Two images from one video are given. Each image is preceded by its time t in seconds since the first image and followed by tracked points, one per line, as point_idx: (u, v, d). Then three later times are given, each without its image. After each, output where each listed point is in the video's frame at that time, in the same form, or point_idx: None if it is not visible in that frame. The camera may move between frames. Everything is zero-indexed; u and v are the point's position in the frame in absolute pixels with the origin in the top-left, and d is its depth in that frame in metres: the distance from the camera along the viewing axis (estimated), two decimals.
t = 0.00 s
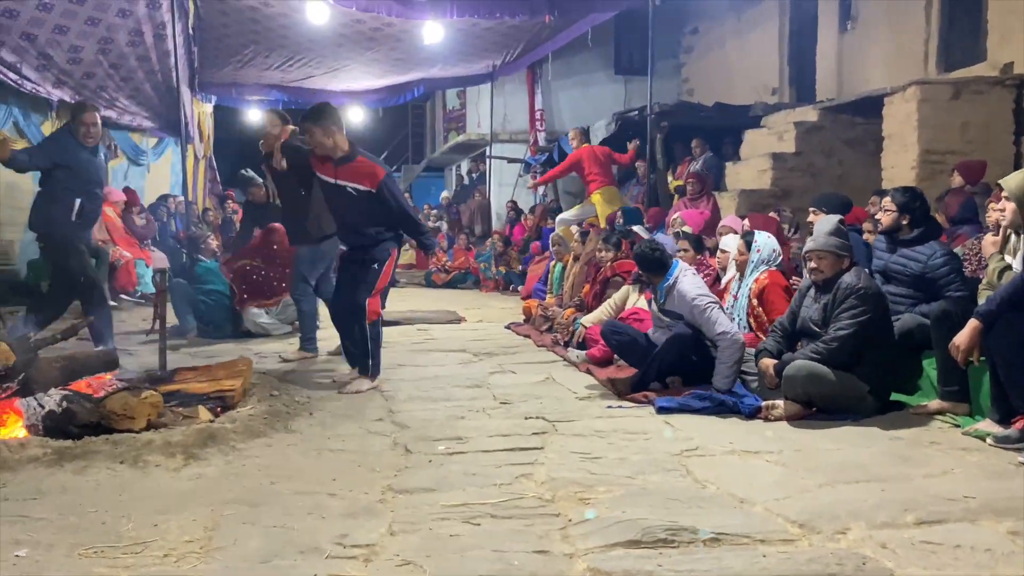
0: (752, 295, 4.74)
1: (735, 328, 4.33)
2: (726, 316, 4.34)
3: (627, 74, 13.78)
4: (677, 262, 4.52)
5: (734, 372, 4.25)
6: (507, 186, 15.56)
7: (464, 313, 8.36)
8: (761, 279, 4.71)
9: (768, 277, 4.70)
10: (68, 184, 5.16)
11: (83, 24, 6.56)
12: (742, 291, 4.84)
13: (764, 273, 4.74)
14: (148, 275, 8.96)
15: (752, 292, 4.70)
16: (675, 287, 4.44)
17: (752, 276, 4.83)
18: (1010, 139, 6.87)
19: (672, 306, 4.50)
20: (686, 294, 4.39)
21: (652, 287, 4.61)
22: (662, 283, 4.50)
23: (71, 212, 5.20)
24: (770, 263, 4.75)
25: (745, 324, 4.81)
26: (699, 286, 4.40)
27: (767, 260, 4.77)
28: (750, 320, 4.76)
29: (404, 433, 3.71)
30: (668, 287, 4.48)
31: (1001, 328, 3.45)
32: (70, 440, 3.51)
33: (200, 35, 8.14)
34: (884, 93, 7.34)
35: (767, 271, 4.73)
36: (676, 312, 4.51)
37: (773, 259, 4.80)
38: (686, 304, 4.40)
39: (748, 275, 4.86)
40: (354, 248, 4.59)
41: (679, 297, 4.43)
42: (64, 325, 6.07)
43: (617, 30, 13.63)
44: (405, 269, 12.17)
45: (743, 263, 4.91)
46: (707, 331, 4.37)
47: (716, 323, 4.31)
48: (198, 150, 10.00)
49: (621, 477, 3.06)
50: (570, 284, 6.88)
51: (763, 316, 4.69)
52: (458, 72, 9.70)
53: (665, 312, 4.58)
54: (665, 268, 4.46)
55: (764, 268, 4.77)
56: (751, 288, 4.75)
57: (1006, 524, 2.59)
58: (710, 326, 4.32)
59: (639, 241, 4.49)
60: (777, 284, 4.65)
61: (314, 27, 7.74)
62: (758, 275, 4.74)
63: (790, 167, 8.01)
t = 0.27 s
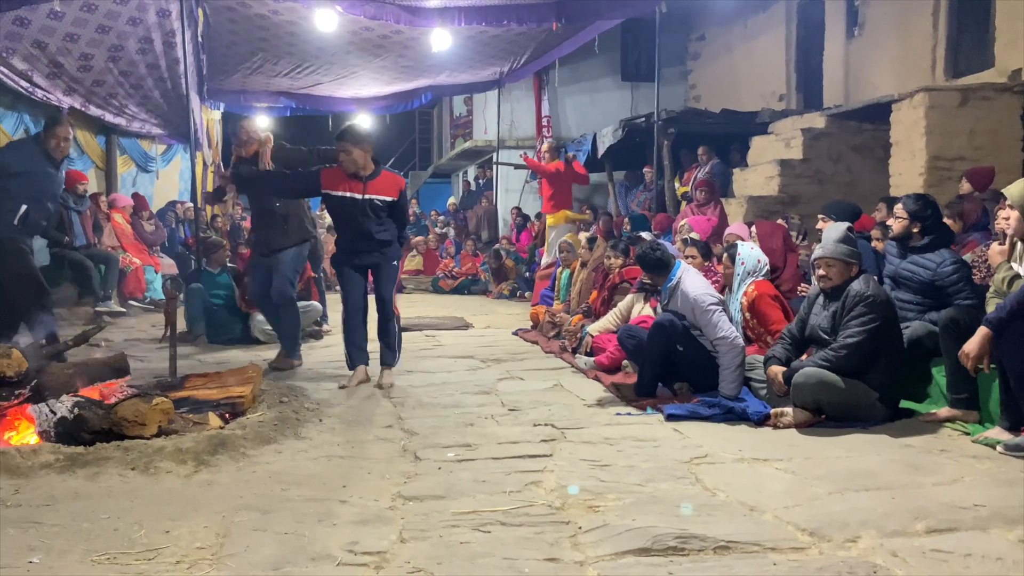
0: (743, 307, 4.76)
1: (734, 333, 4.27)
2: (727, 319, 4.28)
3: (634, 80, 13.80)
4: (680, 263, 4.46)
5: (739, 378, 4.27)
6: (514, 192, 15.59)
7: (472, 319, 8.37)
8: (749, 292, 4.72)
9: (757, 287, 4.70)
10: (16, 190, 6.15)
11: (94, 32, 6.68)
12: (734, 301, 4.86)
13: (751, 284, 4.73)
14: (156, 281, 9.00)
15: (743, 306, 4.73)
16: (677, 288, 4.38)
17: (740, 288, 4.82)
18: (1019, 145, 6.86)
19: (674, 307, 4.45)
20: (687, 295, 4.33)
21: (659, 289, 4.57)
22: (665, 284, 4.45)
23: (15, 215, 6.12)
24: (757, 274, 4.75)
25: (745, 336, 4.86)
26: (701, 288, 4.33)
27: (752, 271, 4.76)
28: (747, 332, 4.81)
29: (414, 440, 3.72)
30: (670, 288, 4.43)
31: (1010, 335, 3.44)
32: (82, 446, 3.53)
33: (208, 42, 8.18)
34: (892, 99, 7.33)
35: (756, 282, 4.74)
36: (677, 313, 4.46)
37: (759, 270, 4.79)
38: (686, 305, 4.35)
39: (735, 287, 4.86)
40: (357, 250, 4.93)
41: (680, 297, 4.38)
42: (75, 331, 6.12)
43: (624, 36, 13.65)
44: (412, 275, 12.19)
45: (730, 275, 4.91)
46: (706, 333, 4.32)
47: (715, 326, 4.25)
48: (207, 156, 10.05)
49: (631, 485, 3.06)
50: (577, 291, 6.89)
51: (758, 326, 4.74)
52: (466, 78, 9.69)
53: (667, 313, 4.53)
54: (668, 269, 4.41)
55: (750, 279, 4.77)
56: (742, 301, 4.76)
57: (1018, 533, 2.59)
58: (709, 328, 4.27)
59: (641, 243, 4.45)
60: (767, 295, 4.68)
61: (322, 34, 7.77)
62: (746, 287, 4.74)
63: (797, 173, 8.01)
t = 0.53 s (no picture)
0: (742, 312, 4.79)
1: (741, 335, 4.27)
2: (734, 320, 4.26)
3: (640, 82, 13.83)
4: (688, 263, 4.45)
5: (745, 379, 4.26)
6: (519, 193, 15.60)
7: (477, 321, 8.38)
8: (748, 295, 4.77)
9: (754, 292, 4.75)
10: None
11: (100, 33, 6.62)
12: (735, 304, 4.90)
13: (748, 287, 4.81)
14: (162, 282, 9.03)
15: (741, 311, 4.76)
16: (686, 286, 4.38)
17: (739, 291, 4.90)
18: None
19: (682, 306, 4.45)
20: (695, 295, 4.32)
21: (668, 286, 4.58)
22: (673, 284, 4.44)
23: None
24: (753, 277, 4.83)
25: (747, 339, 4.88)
26: (709, 287, 4.31)
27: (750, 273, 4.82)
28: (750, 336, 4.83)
29: (421, 441, 3.73)
30: (678, 287, 4.42)
31: (1017, 337, 3.44)
32: (90, 447, 3.55)
33: (215, 44, 8.20)
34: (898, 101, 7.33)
35: (752, 286, 4.77)
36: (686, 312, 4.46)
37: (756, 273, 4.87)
38: (694, 305, 4.34)
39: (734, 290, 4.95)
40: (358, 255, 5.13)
41: (689, 297, 4.37)
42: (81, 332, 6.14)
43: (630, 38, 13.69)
44: (417, 277, 12.21)
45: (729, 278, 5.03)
46: (713, 333, 4.31)
47: (722, 327, 4.25)
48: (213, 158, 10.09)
49: (638, 486, 3.07)
50: (583, 292, 6.90)
51: (759, 330, 4.75)
52: (472, 80, 9.69)
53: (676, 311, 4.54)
54: (676, 269, 4.39)
55: (747, 282, 4.85)
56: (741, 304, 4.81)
57: None
58: (716, 329, 4.26)
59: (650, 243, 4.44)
60: (765, 298, 4.69)
61: (328, 36, 7.79)
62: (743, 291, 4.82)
63: (803, 175, 8.00)
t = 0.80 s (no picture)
0: (750, 309, 4.74)
1: (749, 336, 4.27)
2: (742, 323, 4.25)
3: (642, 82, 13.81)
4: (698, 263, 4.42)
5: (747, 380, 4.27)
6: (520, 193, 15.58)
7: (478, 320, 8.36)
8: (757, 291, 4.72)
9: (762, 290, 4.69)
10: None
11: (101, 32, 6.66)
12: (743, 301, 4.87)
13: (758, 284, 4.75)
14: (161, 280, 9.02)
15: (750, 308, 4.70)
16: (695, 286, 4.35)
17: (749, 287, 4.85)
18: None
19: (690, 306, 4.42)
20: (705, 296, 4.30)
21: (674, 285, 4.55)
22: (682, 284, 4.42)
23: None
24: (763, 273, 4.77)
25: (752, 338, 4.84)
26: (718, 288, 4.29)
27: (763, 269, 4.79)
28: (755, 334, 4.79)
29: (418, 439, 3.72)
30: (687, 287, 4.39)
31: (1018, 337, 3.41)
32: (86, 444, 3.54)
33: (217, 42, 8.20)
34: (900, 101, 7.30)
35: (762, 284, 4.71)
36: (694, 312, 4.43)
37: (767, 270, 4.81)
38: (703, 305, 4.32)
39: (743, 285, 4.90)
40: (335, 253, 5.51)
41: (698, 297, 4.35)
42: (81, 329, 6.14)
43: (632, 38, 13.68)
44: (418, 276, 12.19)
45: (738, 272, 4.96)
46: (721, 334, 4.31)
47: (730, 328, 4.24)
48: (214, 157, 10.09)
49: (635, 486, 3.05)
50: (584, 291, 6.87)
51: (764, 327, 4.72)
52: (473, 78, 9.68)
53: (684, 311, 4.50)
54: (687, 269, 4.36)
55: (757, 278, 4.79)
56: (750, 301, 4.77)
57: None
58: (724, 330, 4.25)
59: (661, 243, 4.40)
60: (775, 297, 4.65)
61: (330, 34, 7.78)
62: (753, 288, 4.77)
63: (805, 175, 7.98)
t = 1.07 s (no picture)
0: (766, 302, 4.73)
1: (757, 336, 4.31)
2: (753, 321, 4.30)
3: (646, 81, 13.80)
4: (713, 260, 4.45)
5: (751, 380, 4.30)
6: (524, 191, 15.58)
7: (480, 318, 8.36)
8: (776, 286, 4.70)
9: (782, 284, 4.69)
10: None
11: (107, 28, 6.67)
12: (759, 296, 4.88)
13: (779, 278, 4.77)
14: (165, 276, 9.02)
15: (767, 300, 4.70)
16: (709, 282, 4.39)
17: (767, 278, 4.87)
18: None
19: (702, 301, 4.45)
20: (719, 292, 4.33)
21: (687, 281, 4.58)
22: (698, 278, 4.45)
23: None
24: (783, 266, 4.79)
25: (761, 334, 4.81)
26: (732, 286, 4.33)
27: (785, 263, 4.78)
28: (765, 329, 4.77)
29: (420, 436, 3.72)
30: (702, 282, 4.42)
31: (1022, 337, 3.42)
32: (90, 439, 3.55)
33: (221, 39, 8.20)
34: (905, 101, 7.29)
35: (782, 279, 4.72)
36: (705, 308, 4.45)
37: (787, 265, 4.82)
38: (717, 301, 4.34)
39: (762, 277, 4.91)
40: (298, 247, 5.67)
41: (712, 293, 4.37)
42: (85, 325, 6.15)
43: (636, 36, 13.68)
44: (421, 273, 12.19)
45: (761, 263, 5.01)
46: (730, 332, 4.33)
47: (740, 326, 4.27)
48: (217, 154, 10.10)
49: (638, 483, 3.05)
50: (587, 290, 6.87)
51: (777, 323, 4.68)
52: (478, 77, 9.68)
53: (694, 307, 4.52)
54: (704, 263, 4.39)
55: (777, 271, 4.81)
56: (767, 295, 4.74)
57: None
58: (734, 327, 4.28)
59: (683, 233, 4.44)
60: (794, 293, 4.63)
61: (334, 32, 7.78)
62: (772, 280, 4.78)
63: (809, 174, 7.97)
